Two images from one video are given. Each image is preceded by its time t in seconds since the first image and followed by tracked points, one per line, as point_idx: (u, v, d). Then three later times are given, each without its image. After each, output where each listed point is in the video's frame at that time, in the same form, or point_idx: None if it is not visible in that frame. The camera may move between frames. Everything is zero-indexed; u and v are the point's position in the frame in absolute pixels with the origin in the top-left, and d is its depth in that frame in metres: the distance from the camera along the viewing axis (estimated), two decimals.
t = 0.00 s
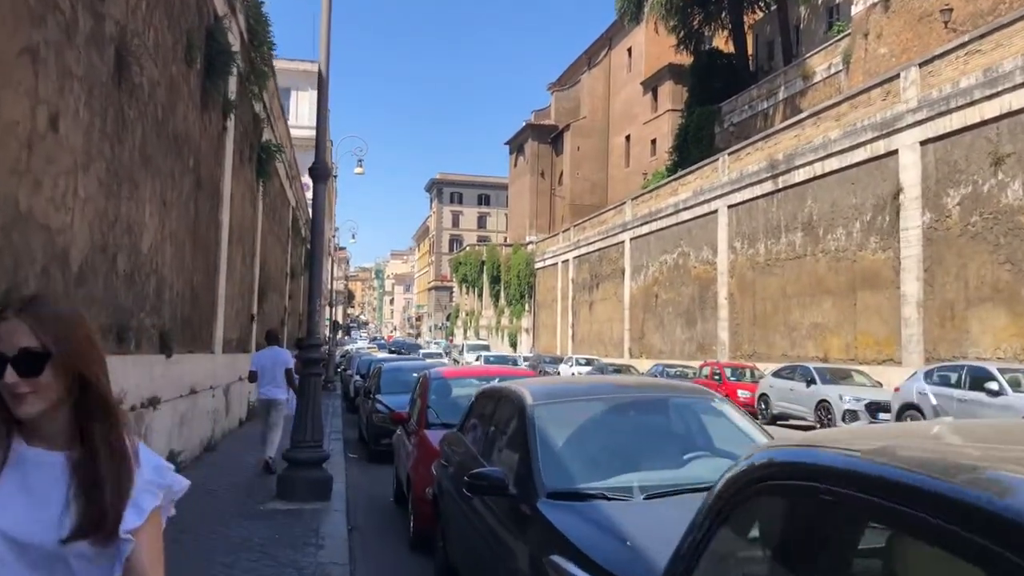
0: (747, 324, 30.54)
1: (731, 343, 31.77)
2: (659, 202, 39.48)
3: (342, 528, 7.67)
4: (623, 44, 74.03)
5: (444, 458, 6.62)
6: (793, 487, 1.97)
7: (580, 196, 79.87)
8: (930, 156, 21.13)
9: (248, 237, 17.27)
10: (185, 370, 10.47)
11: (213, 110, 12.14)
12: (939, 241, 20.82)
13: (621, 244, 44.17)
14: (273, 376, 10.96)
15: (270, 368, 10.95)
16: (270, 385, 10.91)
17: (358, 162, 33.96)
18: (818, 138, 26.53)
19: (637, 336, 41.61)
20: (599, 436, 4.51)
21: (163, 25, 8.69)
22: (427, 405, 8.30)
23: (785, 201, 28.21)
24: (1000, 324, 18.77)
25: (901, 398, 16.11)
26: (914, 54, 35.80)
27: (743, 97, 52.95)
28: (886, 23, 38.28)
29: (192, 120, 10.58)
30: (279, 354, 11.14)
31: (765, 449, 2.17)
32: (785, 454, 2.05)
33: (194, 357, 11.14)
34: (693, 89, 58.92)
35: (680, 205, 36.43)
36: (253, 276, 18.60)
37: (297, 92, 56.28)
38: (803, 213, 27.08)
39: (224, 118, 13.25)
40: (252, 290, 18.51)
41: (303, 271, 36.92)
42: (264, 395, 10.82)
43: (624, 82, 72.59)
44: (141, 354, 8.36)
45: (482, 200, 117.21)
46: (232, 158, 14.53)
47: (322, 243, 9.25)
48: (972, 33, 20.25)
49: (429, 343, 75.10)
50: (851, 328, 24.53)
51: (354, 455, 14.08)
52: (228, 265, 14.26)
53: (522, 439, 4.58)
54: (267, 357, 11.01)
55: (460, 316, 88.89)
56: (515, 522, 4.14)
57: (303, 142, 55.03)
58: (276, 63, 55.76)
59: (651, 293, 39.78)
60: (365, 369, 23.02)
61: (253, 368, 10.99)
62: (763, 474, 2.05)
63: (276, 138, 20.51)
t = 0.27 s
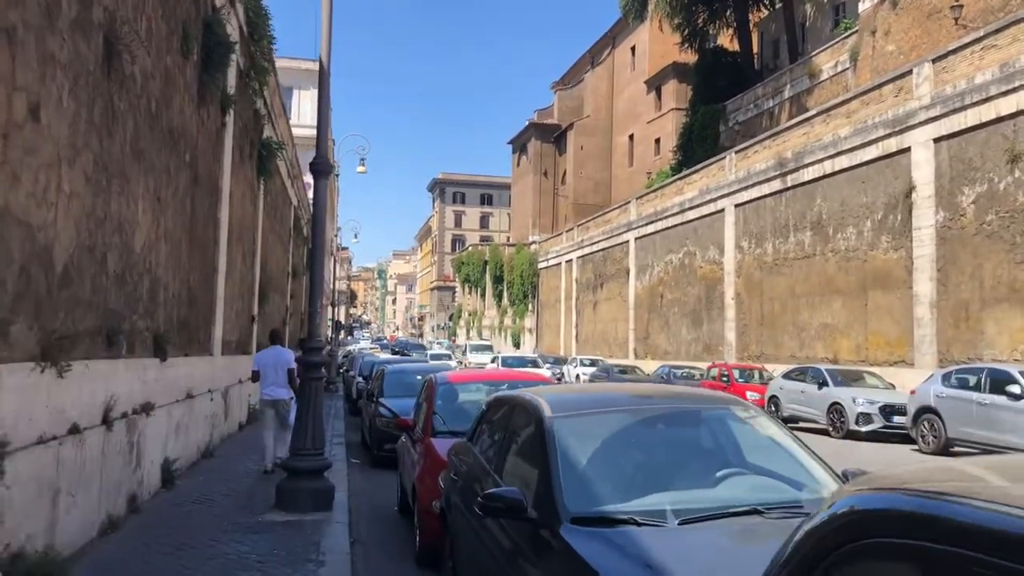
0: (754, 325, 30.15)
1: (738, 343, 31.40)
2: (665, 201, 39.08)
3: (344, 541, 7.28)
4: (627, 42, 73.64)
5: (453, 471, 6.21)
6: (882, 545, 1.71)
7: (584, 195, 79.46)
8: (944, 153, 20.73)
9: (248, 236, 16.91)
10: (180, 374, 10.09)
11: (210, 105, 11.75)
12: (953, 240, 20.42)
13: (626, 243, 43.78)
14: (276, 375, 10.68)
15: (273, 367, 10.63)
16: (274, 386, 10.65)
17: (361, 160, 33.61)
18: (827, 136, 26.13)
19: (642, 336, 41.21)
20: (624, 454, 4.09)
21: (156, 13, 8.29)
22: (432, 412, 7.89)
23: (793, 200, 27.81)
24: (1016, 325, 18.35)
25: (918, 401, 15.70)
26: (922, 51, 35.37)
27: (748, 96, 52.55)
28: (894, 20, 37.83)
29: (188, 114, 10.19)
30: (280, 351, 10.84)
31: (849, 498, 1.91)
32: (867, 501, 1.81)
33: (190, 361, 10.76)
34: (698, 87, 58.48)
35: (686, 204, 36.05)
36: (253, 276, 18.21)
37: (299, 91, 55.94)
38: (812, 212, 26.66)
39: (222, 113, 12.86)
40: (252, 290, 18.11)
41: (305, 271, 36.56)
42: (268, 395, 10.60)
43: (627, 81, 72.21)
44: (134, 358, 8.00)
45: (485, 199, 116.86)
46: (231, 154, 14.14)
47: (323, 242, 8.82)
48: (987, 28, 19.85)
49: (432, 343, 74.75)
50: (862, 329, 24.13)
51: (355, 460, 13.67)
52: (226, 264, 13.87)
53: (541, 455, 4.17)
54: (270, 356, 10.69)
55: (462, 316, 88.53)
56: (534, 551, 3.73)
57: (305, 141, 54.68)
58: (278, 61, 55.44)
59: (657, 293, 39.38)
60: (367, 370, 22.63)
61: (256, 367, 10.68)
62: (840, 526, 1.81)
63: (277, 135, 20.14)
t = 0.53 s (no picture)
0: (763, 323, 29.72)
1: (747, 342, 31.00)
2: (671, 198, 38.66)
3: (349, 548, 6.88)
4: (631, 39, 73.19)
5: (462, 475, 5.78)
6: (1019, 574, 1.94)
7: (587, 193, 79.02)
8: (959, 147, 20.29)
9: (249, 231, 16.53)
10: (176, 372, 9.69)
11: (208, 93, 11.34)
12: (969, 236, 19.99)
13: (631, 241, 43.35)
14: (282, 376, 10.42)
15: (279, 368, 10.38)
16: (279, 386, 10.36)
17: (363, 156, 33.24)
18: (838, 130, 25.70)
19: (647, 334, 40.78)
20: (657, 458, 3.67)
21: None
22: (439, 412, 7.47)
23: (803, 196, 27.37)
24: None
25: (936, 400, 15.27)
26: (932, 45, 34.90)
27: (754, 92, 52.06)
28: (903, 14, 37.36)
29: (184, 102, 9.78)
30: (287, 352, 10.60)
31: (982, 536, 2.16)
32: (999, 541, 2.05)
33: (187, 358, 10.35)
34: (703, 84, 58.02)
35: (693, 200, 35.64)
36: (254, 272, 17.81)
37: (301, 87, 55.56)
38: (822, 208, 26.22)
39: (221, 102, 12.45)
40: (253, 287, 17.71)
41: (307, 268, 36.19)
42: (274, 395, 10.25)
43: (631, 78, 71.79)
44: (126, 354, 7.61)
45: (487, 198, 116.44)
46: (230, 146, 13.74)
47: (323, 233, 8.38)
48: (1004, 18, 19.41)
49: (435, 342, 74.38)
50: (874, 326, 23.69)
51: (359, 460, 13.26)
52: (225, 259, 13.46)
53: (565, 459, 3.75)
54: (277, 356, 10.44)
55: (465, 314, 88.15)
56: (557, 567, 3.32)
57: (307, 137, 54.33)
58: (280, 58, 55.09)
59: (663, 291, 38.96)
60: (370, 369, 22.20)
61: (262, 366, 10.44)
62: (968, 565, 2.05)
63: (279, 129, 19.75)
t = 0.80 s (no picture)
0: (773, 323, 29.36)
1: (757, 342, 30.64)
2: (678, 197, 38.28)
3: (358, 565, 6.50)
4: (637, 38, 72.76)
5: (479, 490, 5.41)
6: None
7: (592, 192, 78.67)
8: (977, 144, 19.89)
9: (252, 230, 16.18)
10: (177, 376, 9.33)
11: (210, 88, 10.97)
12: (986, 235, 19.58)
13: (638, 241, 42.99)
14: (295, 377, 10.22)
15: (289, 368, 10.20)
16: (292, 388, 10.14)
17: (368, 155, 32.91)
18: (850, 127, 25.30)
19: (655, 335, 40.39)
20: (706, 482, 3.30)
21: None
22: (452, 420, 7.09)
23: (814, 194, 26.97)
24: None
25: (957, 404, 14.87)
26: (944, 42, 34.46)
27: (761, 90, 51.58)
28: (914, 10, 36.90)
29: (185, 97, 9.42)
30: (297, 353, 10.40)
31: None
32: None
33: (189, 361, 10.00)
34: (709, 82, 57.59)
35: (701, 199, 35.26)
36: (258, 272, 17.47)
37: (305, 86, 55.25)
38: (834, 207, 25.80)
39: (224, 98, 12.07)
40: (256, 287, 17.36)
41: (311, 268, 35.86)
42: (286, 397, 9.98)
43: (637, 76, 71.39)
44: (123, 360, 7.26)
45: (491, 197, 116.13)
46: (234, 144, 13.38)
47: (330, 234, 8.00)
48: None
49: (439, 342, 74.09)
50: (887, 327, 23.29)
51: (365, 466, 12.89)
52: (228, 260, 13.10)
53: (602, 485, 3.37)
54: (288, 357, 10.23)
55: (470, 314, 87.88)
56: None
57: (311, 136, 54.06)
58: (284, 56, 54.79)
59: (670, 291, 38.57)
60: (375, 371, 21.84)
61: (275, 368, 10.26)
62: None
63: (283, 126, 19.42)
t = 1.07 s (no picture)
0: (791, 320, 28.90)
1: (774, 340, 30.19)
2: (693, 193, 37.83)
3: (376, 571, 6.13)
4: (649, 33, 72.22)
5: (508, 494, 5.03)
6: None
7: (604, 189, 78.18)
8: (1005, 136, 19.38)
9: (263, 224, 15.85)
10: (187, 372, 9.00)
11: (220, 76, 10.64)
12: (1015, 229, 19.07)
13: (652, 237, 42.55)
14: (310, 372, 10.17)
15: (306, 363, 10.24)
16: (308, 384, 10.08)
17: (380, 151, 32.62)
18: (871, 120, 24.80)
19: (669, 332, 39.95)
20: (781, 490, 2.91)
21: None
22: (475, 419, 6.72)
23: (834, 189, 26.47)
24: None
25: (990, 403, 14.41)
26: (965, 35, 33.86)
27: (776, 85, 51.01)
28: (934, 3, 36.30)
29: (194, 83, 9.07)
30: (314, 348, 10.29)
31: None
32: None
33: (198, 357, 9.67)
34: (723, 78, 57.04)
35: (717, 194, 34.81)
36: (269, 268, 17.15)
37: (315, 83, 54.99)
38: (855, 201, 25.30)
39: (234, 86, 11.73)
40: (268, 283, 17.05)
41: (322, 265, 35.58)
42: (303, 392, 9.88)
43: (649, 72, 70.91)
44: (129, 355, 6.91)
45: (502, 195, 115.79)
46: (244, 134, 13.04)
47: (346, 223, 7.63)
48: None
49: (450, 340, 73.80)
50: (910, 324, 22.80)
51: (380, 465, 12.54)
52: (239, 253, 12.78)
53: (660, 493, 2.99)
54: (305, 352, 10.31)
55: (481, 312, 87.60)
56: None
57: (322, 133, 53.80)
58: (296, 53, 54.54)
59: (685, 289, 38.12)
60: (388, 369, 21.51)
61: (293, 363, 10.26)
62: None
63: (294, 119, 19.09)
